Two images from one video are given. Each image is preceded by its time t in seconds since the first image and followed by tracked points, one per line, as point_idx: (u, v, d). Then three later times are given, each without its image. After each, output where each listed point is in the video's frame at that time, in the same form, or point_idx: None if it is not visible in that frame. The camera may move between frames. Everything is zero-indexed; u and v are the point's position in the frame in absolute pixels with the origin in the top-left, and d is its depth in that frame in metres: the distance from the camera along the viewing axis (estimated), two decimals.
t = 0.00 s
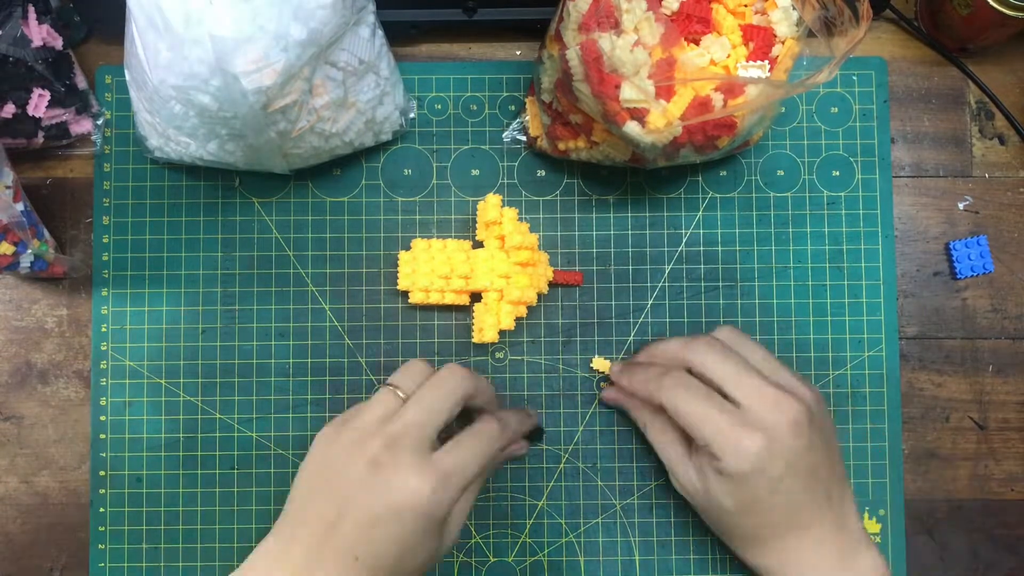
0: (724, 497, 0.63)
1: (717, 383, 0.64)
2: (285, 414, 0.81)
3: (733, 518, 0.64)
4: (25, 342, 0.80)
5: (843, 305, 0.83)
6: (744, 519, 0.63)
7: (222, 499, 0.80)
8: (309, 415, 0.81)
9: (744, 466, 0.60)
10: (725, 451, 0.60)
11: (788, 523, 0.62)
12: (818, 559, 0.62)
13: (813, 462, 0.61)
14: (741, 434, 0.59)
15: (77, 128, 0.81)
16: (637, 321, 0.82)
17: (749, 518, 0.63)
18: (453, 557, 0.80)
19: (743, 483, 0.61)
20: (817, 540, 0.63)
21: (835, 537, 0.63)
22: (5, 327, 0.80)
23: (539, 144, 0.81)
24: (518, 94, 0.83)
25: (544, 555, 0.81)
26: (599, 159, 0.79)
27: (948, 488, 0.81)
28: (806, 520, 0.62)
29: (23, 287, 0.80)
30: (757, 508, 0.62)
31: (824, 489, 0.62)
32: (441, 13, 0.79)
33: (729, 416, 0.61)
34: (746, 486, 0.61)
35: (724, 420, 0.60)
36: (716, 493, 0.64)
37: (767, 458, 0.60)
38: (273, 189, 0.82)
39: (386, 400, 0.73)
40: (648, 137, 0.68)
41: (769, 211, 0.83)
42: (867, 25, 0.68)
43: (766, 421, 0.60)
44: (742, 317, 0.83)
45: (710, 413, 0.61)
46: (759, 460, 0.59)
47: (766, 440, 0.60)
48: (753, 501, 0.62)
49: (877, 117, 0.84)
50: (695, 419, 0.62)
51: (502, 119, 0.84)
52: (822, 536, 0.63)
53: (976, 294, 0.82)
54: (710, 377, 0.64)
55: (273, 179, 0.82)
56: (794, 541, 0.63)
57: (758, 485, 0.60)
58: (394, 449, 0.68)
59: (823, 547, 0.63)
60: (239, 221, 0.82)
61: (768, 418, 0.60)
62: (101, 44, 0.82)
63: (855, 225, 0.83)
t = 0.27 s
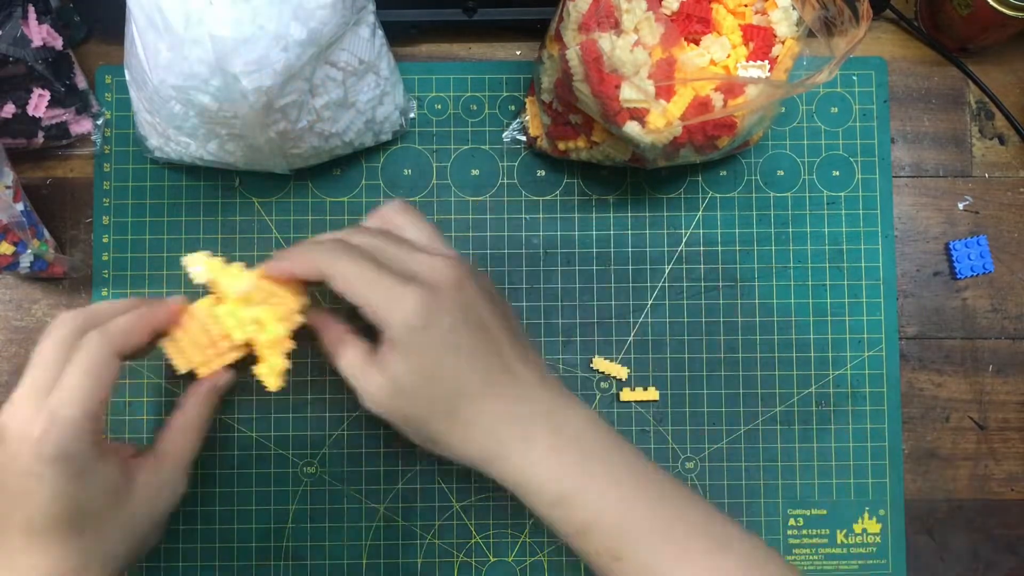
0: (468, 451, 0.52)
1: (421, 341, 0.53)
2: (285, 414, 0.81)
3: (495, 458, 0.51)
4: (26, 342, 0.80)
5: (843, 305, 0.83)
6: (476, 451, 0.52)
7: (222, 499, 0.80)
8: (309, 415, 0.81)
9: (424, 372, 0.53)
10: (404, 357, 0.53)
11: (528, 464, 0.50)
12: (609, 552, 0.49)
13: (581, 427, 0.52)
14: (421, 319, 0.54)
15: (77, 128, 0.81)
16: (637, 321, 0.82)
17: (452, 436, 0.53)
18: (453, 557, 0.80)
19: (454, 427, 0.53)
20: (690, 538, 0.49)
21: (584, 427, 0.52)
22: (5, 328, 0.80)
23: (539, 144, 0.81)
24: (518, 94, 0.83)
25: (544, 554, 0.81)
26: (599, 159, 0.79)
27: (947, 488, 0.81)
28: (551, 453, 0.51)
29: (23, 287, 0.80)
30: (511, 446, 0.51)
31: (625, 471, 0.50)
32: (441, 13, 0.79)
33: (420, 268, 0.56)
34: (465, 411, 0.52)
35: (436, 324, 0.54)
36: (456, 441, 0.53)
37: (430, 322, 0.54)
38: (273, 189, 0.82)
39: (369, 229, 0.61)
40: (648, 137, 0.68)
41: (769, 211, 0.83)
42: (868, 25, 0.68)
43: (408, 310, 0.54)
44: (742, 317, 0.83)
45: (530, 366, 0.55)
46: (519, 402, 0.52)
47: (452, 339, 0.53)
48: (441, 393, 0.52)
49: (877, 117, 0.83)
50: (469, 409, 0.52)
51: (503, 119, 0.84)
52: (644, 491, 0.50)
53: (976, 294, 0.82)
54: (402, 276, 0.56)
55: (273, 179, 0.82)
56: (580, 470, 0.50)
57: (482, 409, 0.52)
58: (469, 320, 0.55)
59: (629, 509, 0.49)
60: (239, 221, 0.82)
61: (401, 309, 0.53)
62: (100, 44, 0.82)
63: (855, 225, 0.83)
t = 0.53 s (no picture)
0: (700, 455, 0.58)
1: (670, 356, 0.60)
2: (285, 414, 0.81)
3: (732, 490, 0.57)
4: (26, 342, 0.80)
5: (843, 305, 0.83)
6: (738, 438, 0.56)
7: (222, 499, 0.80)
8: (309, 415, 0.81)
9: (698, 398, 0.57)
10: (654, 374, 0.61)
11: (761, 442, 0.56)
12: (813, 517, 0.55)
13: (828, 443, 0.58)
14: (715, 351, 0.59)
15: (77, 128, 0.81)
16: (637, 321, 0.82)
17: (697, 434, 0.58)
18: (453, 557, 0.80)
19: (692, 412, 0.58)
20: (800, 476, 0.56)
21: (836, 451, 0.58)
22: (5, 327, 0.80)
23: (539, 144, 0.81)
24: (518, 94, 0.83)
25: (544, 555, 0.81)
26: (599, 159, 0.79)
27: (947, 488, 0.81)
28: (784, 454, 0.56)
29: (23, 287, 0.80)
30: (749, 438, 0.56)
31: (801, 455, 0.56)
32: (441, 13, 0.79)
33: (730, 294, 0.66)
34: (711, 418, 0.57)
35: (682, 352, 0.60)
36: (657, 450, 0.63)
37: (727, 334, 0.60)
38: (273, 189, 0.82)
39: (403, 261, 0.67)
40: (648, 137, 0.68)
41: (769, 211, 0.83)
42: (868, 26, 0.68)
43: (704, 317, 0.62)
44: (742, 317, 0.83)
45: (677, 356, 0.60)
46: (730, 396, 0.56)
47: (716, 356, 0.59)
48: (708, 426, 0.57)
49: (877, 117, 0.84)
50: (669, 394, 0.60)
51: (503, 119, 0.84)
52: (844, 470, 0.57)
53: (976, 294, 0.82)
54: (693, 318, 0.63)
55: (273, 179, 0.82)
56: (815, 483, 0.56)
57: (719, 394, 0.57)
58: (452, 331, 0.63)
59: (841, 505, 0.56)
60: (239, 221, 0.82)
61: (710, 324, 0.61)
62: (101, 44, 0.82)
63: (856, 225, 0.83)
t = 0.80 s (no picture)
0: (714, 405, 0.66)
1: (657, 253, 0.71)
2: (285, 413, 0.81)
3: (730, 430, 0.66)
4: (25, 342, 0.80)
5: (843, 305, 0.83)
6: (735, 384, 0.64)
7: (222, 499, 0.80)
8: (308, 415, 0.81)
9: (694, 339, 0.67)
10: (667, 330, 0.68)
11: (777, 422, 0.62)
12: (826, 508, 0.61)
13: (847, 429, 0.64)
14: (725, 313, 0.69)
15: (77, 128, 0.81)
16: (637, 321, 0.82)
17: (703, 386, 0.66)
18: (453, 557, 0.80)
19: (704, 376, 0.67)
20: (808, 518, 0.60)
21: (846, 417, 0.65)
22: (5, 327, 0.80)
23: (539, 144, 0.81)
24: (518, 94, 0.83)
25: (544, 555, 0.81)
26: (599, 159, 0.79)
27: (948, 488, 0.81)
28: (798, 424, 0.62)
29: (23, 287, 0.80)
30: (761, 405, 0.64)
31: (834, 502, 0.61)
32: (441, 13, 0.79)
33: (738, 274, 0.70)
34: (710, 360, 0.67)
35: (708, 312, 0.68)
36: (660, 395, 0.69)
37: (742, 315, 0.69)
38: (273, 189, 0.82)
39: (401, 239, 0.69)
40: (648, 137, 0.68)
41: (769, 211, 0.83)
42: (868, 26, 0.68)
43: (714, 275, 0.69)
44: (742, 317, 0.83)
45: (738, 378, 0.64)
46: (767, 428, 0.62)
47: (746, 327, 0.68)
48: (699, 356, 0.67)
49: (877, 117, 0.84)
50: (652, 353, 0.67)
51: (503, 119, 0.84)
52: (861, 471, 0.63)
53: (976, 294, 0.82)
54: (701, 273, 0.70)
55: (273, 179, 0.82)
56: (845, 463, 0.63)
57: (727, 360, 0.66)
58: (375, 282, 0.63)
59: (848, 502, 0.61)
60: (239, 221, 0.82)
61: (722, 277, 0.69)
62: (101, 44, 0.82)
63: (855, 225, 0.83)
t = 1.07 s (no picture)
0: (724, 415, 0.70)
1: (658, 245, 0.69)
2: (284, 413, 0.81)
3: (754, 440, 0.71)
4: (26, 342, 0.80)
5: (843, 305, 0.83)
6: (748, 407, 0.70)
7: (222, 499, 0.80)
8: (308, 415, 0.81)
9: (707, 344, 0.68)
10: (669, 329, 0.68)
11: (783, 444, 0.70)
12: (837, 525, 0.68)
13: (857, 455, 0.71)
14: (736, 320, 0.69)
15: (77, 128, 0.81)
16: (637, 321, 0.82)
17: (714, 400, 0.70)
18: (453, 557, 0.80)
19: (720, 391, 0.69)
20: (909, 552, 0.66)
21: (850, 444, 0.71)
22: (5, 327, 0.80)
23: (539, 144, 0.81)
24: (518, 94, 0.83)
25: (544, 555, 0.81)
26: (599, 159, 0.79)
27: (948, 488, 0.81)
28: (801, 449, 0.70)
29: (23, 287, 0.80)
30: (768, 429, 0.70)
31: (847, 530, 0.68)
32: (441, 13, 0.79)
33: (725, 265, 0.69)
34: (729, 378, 0.69)
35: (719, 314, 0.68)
36: (667, 397, 0.71)
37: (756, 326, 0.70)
38: (273, 189, 0.82)
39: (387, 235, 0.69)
40: (647, 137, 0.68)
41: (769, 211, 0.83)
42: (868, 25, 0.67)
43: (713, 272, 0.69)
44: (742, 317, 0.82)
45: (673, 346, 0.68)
46: (785, 430, 0.70)
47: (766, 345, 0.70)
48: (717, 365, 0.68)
49: (877, 117, 0.84)
50: (616, 334, 0.69)
51: (503, 119, 0.84)
52: (873, 494, 0.69)
53: (976, 294, 0.82)
54: (698, 270, 0.68)
55: (273, 179, 0.82)
56: (849, 489, 0.69)
57: (745, 380, 0.69)
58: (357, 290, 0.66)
59: (860, 525, 0.68)
60: (239, 220, 0.82)
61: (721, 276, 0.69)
62: (101, 44, 0.82)
63: (856, 225, 0.83)
